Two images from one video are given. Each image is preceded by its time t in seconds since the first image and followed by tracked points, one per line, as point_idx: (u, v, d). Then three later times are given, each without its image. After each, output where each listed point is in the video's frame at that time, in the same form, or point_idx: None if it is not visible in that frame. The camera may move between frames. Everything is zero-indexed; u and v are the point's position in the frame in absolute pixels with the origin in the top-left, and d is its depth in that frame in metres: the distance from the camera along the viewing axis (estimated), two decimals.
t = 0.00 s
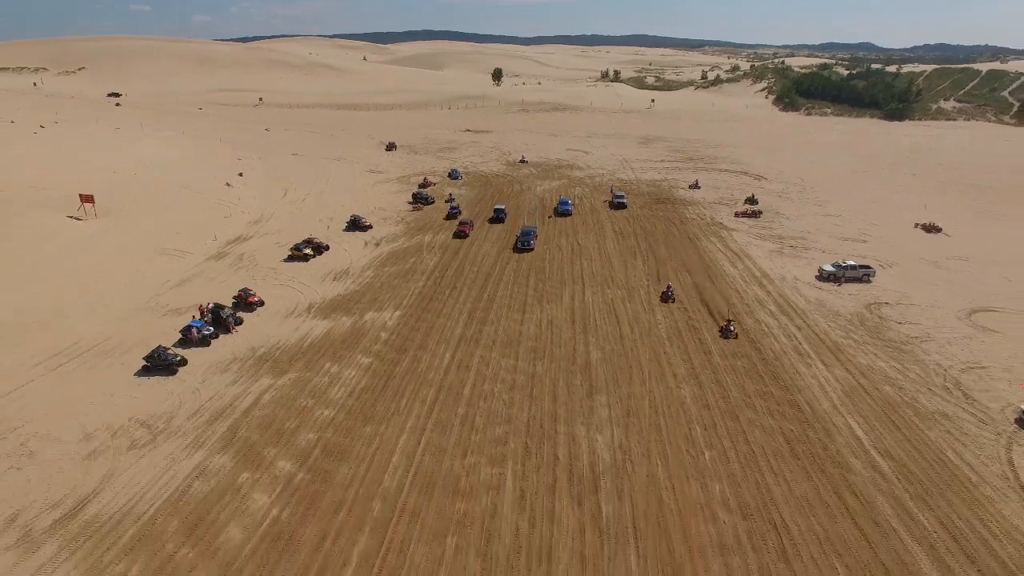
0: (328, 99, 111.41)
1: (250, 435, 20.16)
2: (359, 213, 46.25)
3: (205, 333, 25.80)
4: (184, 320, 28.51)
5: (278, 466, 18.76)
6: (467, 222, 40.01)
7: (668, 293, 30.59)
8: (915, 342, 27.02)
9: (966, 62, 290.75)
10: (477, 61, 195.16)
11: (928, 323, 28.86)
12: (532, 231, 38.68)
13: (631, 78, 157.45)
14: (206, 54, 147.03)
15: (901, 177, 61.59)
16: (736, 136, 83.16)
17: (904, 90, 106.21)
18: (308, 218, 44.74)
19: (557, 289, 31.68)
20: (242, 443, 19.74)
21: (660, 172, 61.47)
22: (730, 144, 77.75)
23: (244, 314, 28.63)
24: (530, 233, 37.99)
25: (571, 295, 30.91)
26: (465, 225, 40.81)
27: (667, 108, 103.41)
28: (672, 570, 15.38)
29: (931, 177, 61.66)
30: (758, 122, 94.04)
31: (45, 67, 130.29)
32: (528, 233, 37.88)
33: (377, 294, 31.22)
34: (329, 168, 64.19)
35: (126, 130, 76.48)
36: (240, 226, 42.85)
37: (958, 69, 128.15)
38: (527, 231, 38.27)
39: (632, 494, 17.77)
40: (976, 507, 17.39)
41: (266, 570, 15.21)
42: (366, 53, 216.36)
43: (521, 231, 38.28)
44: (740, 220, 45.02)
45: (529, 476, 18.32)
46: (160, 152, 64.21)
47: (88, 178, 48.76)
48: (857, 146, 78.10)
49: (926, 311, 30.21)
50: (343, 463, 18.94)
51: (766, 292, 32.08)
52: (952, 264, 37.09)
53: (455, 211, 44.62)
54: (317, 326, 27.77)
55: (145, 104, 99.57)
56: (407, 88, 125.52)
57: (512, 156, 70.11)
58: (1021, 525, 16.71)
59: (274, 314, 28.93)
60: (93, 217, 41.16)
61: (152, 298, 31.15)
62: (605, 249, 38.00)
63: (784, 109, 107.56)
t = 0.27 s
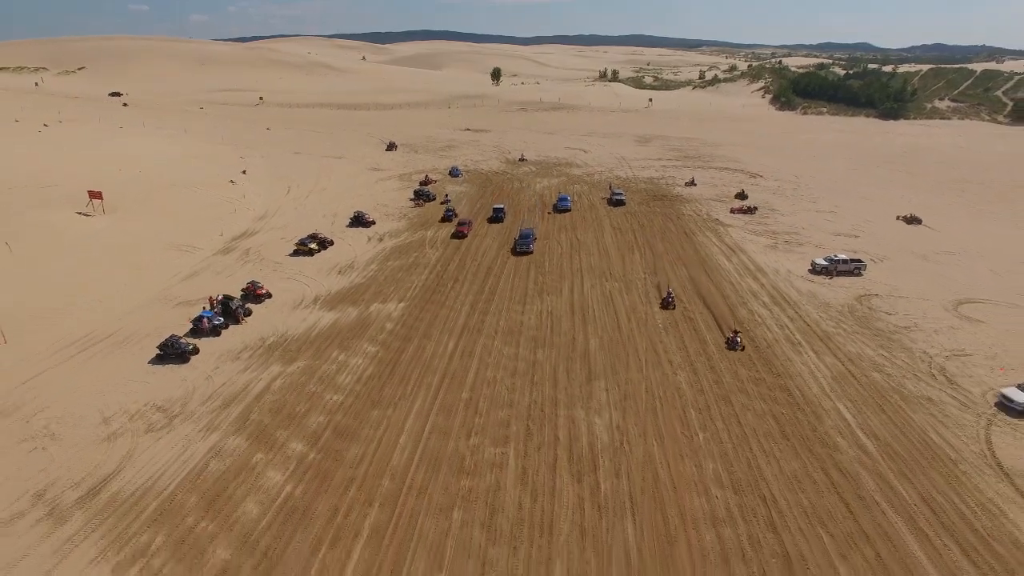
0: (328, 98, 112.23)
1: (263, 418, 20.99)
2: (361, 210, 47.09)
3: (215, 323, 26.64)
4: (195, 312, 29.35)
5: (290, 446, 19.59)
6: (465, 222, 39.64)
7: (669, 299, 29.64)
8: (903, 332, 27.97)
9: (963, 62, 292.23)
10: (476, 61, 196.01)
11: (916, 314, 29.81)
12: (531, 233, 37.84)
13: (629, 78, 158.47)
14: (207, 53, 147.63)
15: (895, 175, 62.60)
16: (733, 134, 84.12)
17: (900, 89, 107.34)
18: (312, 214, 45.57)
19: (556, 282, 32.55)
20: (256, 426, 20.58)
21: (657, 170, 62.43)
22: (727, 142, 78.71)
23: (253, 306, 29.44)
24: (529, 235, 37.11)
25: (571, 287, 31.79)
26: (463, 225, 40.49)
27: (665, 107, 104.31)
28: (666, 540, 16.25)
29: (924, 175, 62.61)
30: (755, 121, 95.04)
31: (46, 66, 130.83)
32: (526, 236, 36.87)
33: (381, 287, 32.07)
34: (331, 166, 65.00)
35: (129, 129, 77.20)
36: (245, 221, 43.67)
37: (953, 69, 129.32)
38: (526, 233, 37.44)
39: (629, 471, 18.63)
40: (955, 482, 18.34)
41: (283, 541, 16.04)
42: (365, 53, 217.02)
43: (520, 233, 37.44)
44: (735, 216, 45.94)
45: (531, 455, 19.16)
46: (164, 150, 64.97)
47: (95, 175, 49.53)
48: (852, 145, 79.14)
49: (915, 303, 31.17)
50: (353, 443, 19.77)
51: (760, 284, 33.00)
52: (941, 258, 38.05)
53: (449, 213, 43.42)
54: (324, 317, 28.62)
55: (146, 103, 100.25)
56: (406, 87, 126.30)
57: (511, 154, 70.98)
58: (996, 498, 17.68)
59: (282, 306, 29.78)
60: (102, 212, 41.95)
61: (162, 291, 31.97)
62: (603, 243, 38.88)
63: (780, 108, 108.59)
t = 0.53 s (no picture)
0: (325, 98, 113.02)
1: (274, 400, 21.99)
2: (361, 206, 48.05)
3: (224, 313, 27.61)
4: (202, 303, 30.29)
5: (301, 426, 20.60)
6: (459, 223, 39.47)
7: (665, 309, 28.61)
8: (884, 319, 29.23)
9: (953, 62, 295.21)
10: (472, 61, 196.99)
11: (898, 303, 31.09)
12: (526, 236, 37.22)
13: (623, 78, 159.89)
14: (202, 53, 147.94)
15: (882, 172, 64.11)
16: (725, 133, 85.52)
17: (889, 89, 109.15)
18: (312, 211, 46.51)
19: (553, 274, 33.64)
20: (267, 407, 21.57)
21: (650, 167, 63.67)
22: (719, 141, 80.11)
23: (259, 298, 30.35)
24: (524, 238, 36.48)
25: (566, 279, 32.90)
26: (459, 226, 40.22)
27: (659, 107, 105.59)
28: (658, 507, 17.32)
29: (911, 172, 64.09)
30: (746, 119, 96.52)
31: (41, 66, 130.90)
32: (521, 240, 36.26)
33: (383, 279, 33.09)
34: (330, 164, 65.90)
35: (127, 128, 77.82)
36: (247, 218, 44.58)
37: (941, 69, 131.39)
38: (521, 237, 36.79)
39: (623, 446, 19.72)
40: (927, 454, 19.58)
41: (297, 510, 17.03)
42: (360, 53, 217.53)
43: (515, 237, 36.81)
44: (726, 211, 47.20)
45: (530, 432, 20.21)
46: (164, 149, 65.70)
47: (98, 174, 50.31)
48: (841, 143, 80.68)
49: (897, 292, 32.46)
50: (361, 423, 20.78)
51: (748, 275, 34.23)
52: (924, 251, 39.40)
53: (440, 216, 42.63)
54: (328, 307, 29.62)
55: (143, 103, 100.75)
56: (402, 87, 127.18)
57: (507, 153, 72.05)
58: (964, 468, 18.92)
59: (287, 297, 30.76)
60: (106, 209, 42.77)
61: (170, 284, 32.88)
62: (598, 238, 40.01)
63: (772, 107, 110.20)
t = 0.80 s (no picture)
0: (320, 98, 113.63)
1: (282, 384, 22.94)
2: (360, 203, 48.93)
3: (230, 304, 28.45)
4: (208, 295, 31.16)
5: (308, 408, 21.55)
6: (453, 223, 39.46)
7: (664, 316, 27.75)
8: (867, 308, 30.43)
9: (941, 62, 299.76)
10: (466, 61, 197.85)
11: (880, 292, 32.28)
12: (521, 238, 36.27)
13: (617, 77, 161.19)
14: (197, 53, 148.09)
15: (870, 169, 65.51)
16: (717, 131, 86.84)
17: (879, 88, 110.90)
18: (312, 207, 47.34)
19: (548, 267, 34.65)
20: (275, 391, 22.50)
21: (644, 165, 64.82)
22: (711, 139, 81.38)
23: (263, 290, 31.23)
24: (519, 242, 35.59)
25: (562, 271, 33.93)
26: (452, 225, 40.41)
27: (652, 106, 106.78)
28: (649, 479, 18.35)
29: (898, 169, 65.41)
30: (738, 118, 97.90)
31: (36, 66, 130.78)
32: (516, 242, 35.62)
33: (384, 272, 34.04)
34: (327, 162, 66.72)
35: (125, 128, 78.30)
36: (248, 214, 45.40)
37: (929, 68, 133.38)
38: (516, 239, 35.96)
39: (617, 424, 20.75)
40: (903, 430, 20.73)
41: (308, 484, 18.00)
42: (354, 53, 217.83)
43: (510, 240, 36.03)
44: (717, 207, 48.36)
45: (527, 412, 21.22)
46: (163, 148, 66.31)
47: (99, 172, 51.00)
48: (831, 141, 82.14)
49: (880, 282, 33.66)
50: (366, 405, 21.74)
51: (737, 267, 35.38)
52: (908, 244, 40.67)
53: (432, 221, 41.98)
54: (331, 298, 30.54)
55: (139, 102, 101.09)
56: (398, 87, 127.93)
57: (502, 151, 73.03)
58: (937, 443, 20.09)
59: (291, 289, 31.66)
60: (109, 206, 43.50)
61: (175, 277, 33.70)
62: (592, 232, 41.07)
63: (764, 106, 111.71)
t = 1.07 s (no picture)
0: (315, 97, 114.45)
1: (290, 367, 24.07)
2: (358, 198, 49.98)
3: (237, 293, 29.49)
4: (215, 286, 32.22)
5: (317, 387, 22.71)
6: (446, 222, 39.46)
7: (664, 326, 26.84)
8: (848, 295, 31.84)
9: (927, 63, 303.58)
10: (459, 61, 198.80)
11: (861, 281, 33.73)
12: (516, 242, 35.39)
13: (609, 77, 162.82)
14: (191, 53, 148.37)
15: (855, 166, 67.16)
16: (707, 129, 88.42)
17: (866, 87, 112.90)
18: (311, 203, 48.36)
19: (543, 258, 35.88)
20: (285, 373, 23.64)
21: (635, 162, 66.26)
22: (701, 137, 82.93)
23: (268, 280, 32.30)
24: (513, 245, 34.72)
25: (556, 262, 35.18)
26: (445, 225, 40.29)
27: (644, 105, 108.28)
28: (640, 448, 19.51)
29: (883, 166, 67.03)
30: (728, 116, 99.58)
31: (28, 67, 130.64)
32: (510, 245, 34.76)
33: (384, 264, 35.18)
34: (325, 160, 67.69)
35: (122, 127, 78.94)
36: (249, 210, 46.39)
37: (915, 67, 135.68)
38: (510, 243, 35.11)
39: (609, 401, 21.97)
40: (876, 404, 22.05)
41: (319, 455, 19.15)
42: (348, 53, 218.30)
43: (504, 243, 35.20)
44: (706, 201, 49.76)
45: (525, 390, 22.43)
46: (161, 146, 67.08)
47: (101, 170, 51.84)
48: (818, 139, 83.88)
49: (861, 272, 35.12)
50: (371, 384, 22.91)
51: (725, 258, 36.79)
52: (889, 236, 42.19)
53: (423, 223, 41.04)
54: (334, 288, 31.66)
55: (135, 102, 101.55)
56: (392, 87, 128.88)
57: (496, 149, 74.22)
58: (908, 415, 21.41)
59: (295, 279, 32.74)
60: (113, 202, 44.39)
61: (181, 269, 34.71)
62: (585, 226, 42.38)
63: (753, 105, 113.53)
